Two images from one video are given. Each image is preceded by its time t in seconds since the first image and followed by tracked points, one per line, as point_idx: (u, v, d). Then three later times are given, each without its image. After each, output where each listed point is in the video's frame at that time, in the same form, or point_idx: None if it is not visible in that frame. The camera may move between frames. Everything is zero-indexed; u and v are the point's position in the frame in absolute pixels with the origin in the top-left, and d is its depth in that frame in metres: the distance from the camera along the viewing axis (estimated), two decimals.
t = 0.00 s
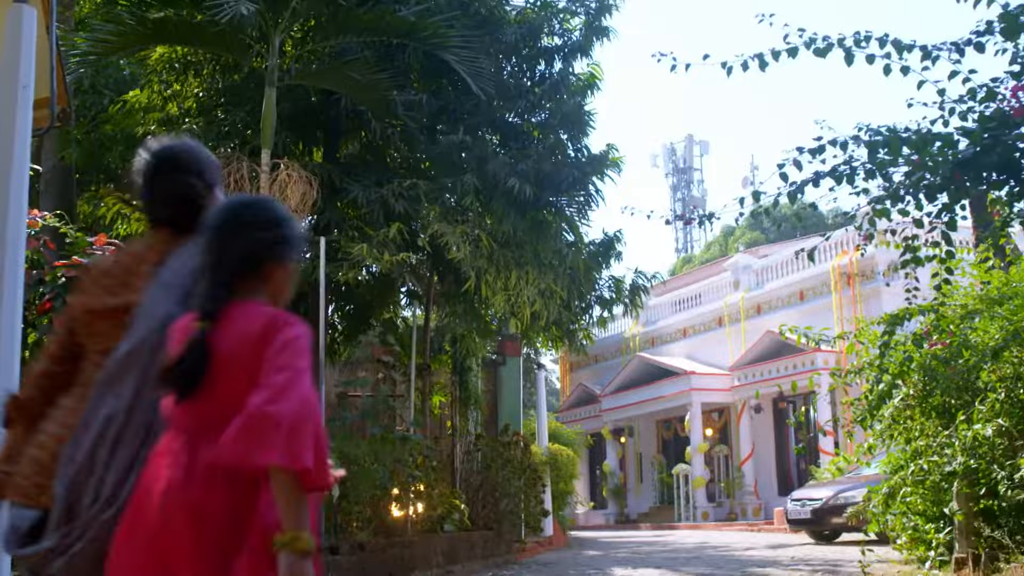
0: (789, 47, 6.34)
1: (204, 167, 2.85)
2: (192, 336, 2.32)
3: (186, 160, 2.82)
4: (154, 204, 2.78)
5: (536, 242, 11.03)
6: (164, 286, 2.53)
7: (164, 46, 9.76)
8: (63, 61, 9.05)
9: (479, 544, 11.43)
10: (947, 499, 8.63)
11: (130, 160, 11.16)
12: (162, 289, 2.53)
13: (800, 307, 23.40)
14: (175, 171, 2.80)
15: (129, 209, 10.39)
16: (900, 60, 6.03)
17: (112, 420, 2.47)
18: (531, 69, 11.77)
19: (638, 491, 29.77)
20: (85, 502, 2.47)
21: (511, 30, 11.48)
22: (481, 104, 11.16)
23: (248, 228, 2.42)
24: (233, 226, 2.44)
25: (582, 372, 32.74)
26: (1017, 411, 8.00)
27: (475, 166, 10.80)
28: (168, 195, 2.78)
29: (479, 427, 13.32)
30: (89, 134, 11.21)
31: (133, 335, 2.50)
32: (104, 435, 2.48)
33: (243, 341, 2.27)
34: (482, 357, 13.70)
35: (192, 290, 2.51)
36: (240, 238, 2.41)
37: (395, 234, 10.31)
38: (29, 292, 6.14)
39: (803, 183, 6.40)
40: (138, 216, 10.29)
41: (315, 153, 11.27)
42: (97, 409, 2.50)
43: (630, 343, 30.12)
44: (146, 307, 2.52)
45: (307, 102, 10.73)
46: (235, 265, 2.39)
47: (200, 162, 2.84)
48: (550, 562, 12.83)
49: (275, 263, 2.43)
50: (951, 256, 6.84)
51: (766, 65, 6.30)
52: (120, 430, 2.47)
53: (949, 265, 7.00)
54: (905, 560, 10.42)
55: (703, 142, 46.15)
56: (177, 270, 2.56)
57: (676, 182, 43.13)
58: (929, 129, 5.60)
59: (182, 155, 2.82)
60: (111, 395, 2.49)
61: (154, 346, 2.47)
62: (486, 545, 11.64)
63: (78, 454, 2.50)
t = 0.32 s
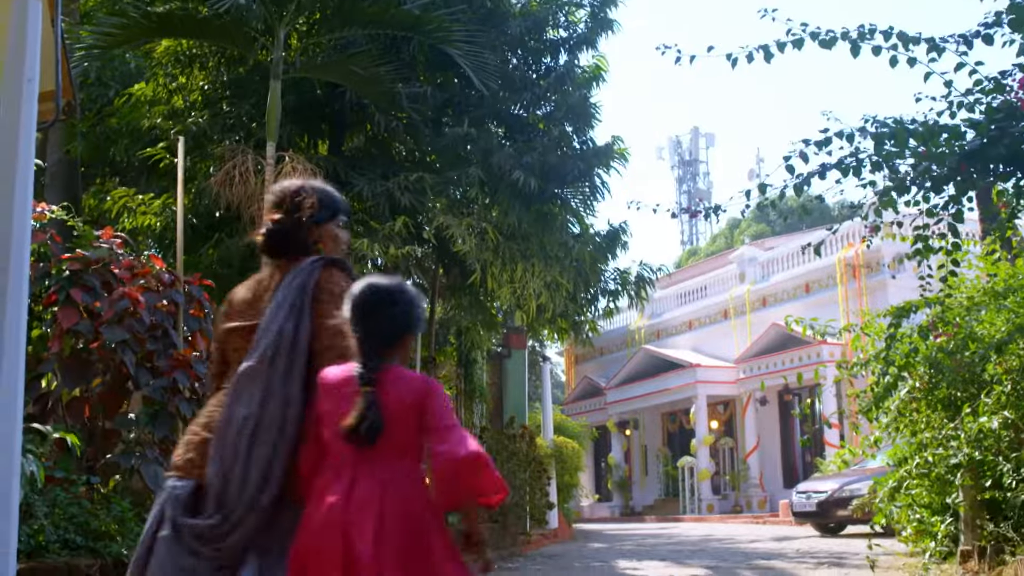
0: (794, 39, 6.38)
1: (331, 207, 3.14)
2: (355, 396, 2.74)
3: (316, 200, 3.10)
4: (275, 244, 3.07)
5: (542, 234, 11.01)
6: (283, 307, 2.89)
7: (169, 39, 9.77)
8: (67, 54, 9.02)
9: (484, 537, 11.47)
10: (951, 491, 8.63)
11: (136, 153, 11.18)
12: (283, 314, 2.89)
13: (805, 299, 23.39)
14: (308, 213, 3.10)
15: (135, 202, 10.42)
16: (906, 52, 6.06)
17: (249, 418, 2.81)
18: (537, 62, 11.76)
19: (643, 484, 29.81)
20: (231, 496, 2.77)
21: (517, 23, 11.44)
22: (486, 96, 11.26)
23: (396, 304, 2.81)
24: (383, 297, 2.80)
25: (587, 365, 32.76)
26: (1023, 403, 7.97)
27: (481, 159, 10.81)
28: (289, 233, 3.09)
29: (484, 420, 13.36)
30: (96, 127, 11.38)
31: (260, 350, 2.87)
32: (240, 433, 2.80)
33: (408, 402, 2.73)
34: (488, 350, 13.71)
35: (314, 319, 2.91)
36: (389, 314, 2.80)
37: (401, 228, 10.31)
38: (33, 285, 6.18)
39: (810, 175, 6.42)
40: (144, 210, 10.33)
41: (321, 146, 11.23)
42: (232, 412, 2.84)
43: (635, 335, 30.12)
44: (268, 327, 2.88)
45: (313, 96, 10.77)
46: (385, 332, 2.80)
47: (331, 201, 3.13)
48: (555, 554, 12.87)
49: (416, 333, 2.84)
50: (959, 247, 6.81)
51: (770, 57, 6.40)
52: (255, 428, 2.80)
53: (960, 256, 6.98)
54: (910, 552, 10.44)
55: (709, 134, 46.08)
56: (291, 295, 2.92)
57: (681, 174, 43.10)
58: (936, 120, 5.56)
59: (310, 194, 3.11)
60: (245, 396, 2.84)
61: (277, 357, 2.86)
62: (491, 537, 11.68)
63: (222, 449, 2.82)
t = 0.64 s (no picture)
0: (786, 33, 6.37)
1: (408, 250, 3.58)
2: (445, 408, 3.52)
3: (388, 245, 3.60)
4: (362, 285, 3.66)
5: (533, 229, 10.95)
6: (362, 340, 3.42)
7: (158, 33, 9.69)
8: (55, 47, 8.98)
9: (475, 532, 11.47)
10: (941, 487, 8.63)
11: (125, 147, 11.10)
12: (362, 345, 3.42)
13: (796, 295, 23.42)
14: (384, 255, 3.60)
15: (123, 196, 10.36)
16: (898, 47, 6.06)
17: (336, 429, 3.32)
18: (529, 58, 11.71)
19: (634, 479, 29.84)
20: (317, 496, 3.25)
21: (508, 18, 11.39)
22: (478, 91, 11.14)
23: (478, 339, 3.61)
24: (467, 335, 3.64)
25: (578, 360, 32.74)
26: (1012, 400, 7.99)
27: (472, 153, 10.74)
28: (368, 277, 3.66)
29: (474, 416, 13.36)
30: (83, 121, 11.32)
31: (338, 382, 3.38)
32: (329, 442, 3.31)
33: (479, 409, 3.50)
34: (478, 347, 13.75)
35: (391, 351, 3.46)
36: (478, 345, 3.61)
37: (390, 222, 10.30)
38: (18, 279, 6.12)
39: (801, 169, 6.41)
40: (133, 204, 10.28)
41: (312, 140, 11.23)
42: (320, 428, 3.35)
43: (626, 331, 30.11)
44: (348, 357, 3.41)
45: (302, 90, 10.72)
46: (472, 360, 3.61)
47: (408, 244, 3.59)
48: (545, 549, 12.86)
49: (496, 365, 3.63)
50: (950, 242, 6.81)
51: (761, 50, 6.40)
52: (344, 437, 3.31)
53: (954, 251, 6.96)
54: (899, 548, 10.46)
55: (700, 130, 46.05)
56: (367, 330, 3.45)
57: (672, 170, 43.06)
58: (927, 115, 5.56)
59: (393, 241, 3.61)
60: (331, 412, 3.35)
61: (357, 382, 3.38)
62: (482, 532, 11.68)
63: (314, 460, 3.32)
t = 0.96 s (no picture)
0: (775, 1, 6.27)
1: (440, 262, 4.14)
2: (507, 388, 4.19)
3: (414, 254, 4.10)
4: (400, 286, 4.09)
5: (517, 201, 10.85)
6: (423, 342, 3.82)
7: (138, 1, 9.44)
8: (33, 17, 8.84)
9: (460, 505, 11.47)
10: (928, 462, 8.63)
11: (104, 117, 10.94)
12: (423, 346, 3.82)
13: (782, 269, 23.42)
14: (410, 265, 4.09)
15: (102, 166, 10.22)
16: (887, 15, 5.99)
17: (399, 416, 3.75)
18: (514, 30, 11.41)
19: (620, 453, 29.93)
20: (381, 472, 3.75)
21: None
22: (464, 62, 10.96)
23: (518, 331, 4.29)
24: (507, 324, 4.30)
25: (564, 334, 32.73)
26: (997, 372, 8.00)
27: (457, 125, 10.58)
28: (416, 279, 4.09)
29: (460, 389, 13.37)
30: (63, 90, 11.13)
31: (404, 375, 3.78)
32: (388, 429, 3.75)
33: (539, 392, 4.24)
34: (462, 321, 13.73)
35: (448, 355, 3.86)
36: (514, 331, 4.29)
37: (374, 194, 10.22)
38: None
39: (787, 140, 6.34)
40: (111, 174, 10.15)
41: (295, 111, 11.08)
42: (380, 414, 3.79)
43: (612, 306, 30.08)
44: (410, 355, 3.81)
45: (285, 60, 10.58)
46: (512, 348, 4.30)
47: (432, 258, 4.11)
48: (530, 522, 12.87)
49: (532, 348, 4.33)
50: (937, 211, 6.74)
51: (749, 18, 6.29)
52: (405, 425, 3.75)
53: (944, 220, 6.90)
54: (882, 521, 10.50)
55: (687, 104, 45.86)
56: (428, 333, 3.84)
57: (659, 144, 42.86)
58: (917, 84, 5.50)
59: (433, 255, 4.11)
60: (393, 401, 3.76)
61: (419, 380, 3.79)
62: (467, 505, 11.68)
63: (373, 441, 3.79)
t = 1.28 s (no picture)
0: None
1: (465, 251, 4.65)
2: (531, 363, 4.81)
3: (439, 242, 4.59)
4: (430, 271, 4.61)
5: (504, 171, 10.73)
6: (457, 323, 4.33)
7: None
8: None
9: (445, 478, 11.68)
10: (916, 433, 8.63)
11: (84, 84, 10.74)
12: (457, 326, 4.32)
13: (772, 242, 23.33)
14: (438, 253, 4.60)
15: (81, 134, 10.04)
16: None
17: (441, 390, 4.25)
18: None
19: (608, 425, 29.96)
20: (428, 439, 4.26)
21: None
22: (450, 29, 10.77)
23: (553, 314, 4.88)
24: (538, 311, 4.92)
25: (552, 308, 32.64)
26: (987, 344, 7.89)
27: (442, 94, 10.39)
28: (441, 266, 4.60)
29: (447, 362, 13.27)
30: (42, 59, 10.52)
31: (442, 352, 4.29)
32: (431, 400, 4.24)
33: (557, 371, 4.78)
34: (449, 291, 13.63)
35: (480, 334, 4.37)
36: (549, 314, 4.90)
37: (358, 164, 10.05)
38: None
39: (777, 105, 6.20)
40: (90, 142, 9.98)
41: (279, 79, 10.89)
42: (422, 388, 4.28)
43: (600, 278, 29.98)
44: (447, 335, 4.31)
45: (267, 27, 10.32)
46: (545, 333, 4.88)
47: (455, 250, 4.60)
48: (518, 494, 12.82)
49: (562, 331, 4.93)
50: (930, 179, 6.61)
51: None
52: (446, 398, 4.25)
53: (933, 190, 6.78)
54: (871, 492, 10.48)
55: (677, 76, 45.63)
56: (461, 314, 4.35)
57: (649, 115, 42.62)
58: (910, 47, 5.38)
59: (453, 243, 4.60)
60: (436, 376, 4.25)
61: (457, 357, 4.29)
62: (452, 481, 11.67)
63: (417, 412, 4.28)
